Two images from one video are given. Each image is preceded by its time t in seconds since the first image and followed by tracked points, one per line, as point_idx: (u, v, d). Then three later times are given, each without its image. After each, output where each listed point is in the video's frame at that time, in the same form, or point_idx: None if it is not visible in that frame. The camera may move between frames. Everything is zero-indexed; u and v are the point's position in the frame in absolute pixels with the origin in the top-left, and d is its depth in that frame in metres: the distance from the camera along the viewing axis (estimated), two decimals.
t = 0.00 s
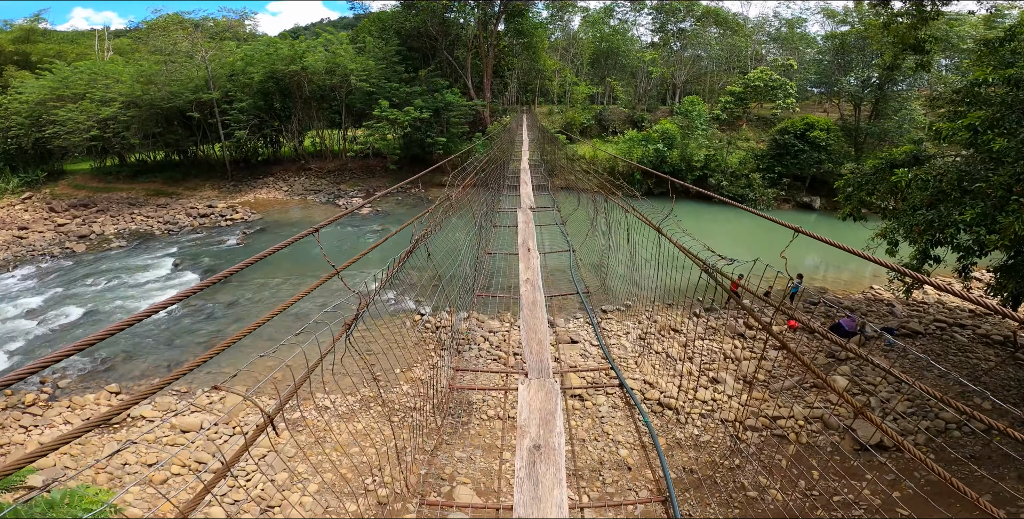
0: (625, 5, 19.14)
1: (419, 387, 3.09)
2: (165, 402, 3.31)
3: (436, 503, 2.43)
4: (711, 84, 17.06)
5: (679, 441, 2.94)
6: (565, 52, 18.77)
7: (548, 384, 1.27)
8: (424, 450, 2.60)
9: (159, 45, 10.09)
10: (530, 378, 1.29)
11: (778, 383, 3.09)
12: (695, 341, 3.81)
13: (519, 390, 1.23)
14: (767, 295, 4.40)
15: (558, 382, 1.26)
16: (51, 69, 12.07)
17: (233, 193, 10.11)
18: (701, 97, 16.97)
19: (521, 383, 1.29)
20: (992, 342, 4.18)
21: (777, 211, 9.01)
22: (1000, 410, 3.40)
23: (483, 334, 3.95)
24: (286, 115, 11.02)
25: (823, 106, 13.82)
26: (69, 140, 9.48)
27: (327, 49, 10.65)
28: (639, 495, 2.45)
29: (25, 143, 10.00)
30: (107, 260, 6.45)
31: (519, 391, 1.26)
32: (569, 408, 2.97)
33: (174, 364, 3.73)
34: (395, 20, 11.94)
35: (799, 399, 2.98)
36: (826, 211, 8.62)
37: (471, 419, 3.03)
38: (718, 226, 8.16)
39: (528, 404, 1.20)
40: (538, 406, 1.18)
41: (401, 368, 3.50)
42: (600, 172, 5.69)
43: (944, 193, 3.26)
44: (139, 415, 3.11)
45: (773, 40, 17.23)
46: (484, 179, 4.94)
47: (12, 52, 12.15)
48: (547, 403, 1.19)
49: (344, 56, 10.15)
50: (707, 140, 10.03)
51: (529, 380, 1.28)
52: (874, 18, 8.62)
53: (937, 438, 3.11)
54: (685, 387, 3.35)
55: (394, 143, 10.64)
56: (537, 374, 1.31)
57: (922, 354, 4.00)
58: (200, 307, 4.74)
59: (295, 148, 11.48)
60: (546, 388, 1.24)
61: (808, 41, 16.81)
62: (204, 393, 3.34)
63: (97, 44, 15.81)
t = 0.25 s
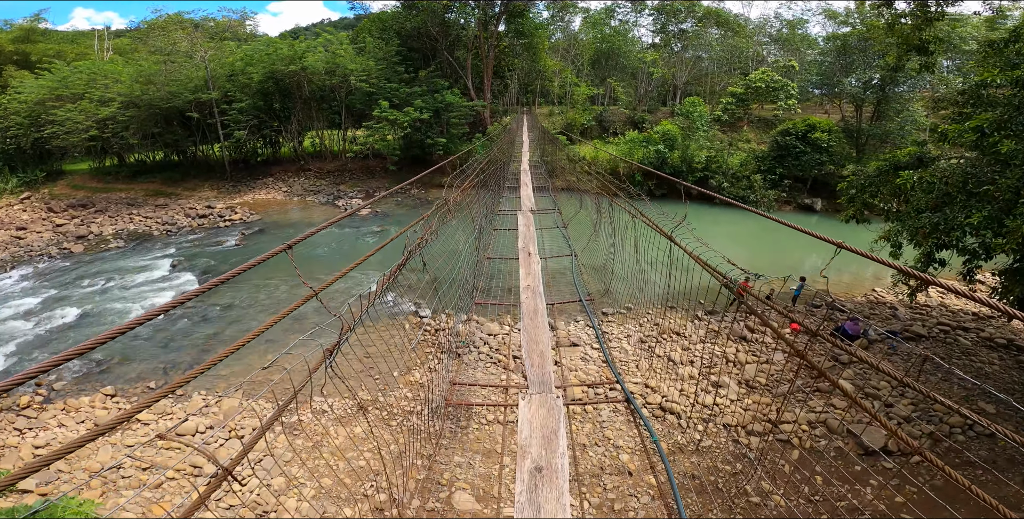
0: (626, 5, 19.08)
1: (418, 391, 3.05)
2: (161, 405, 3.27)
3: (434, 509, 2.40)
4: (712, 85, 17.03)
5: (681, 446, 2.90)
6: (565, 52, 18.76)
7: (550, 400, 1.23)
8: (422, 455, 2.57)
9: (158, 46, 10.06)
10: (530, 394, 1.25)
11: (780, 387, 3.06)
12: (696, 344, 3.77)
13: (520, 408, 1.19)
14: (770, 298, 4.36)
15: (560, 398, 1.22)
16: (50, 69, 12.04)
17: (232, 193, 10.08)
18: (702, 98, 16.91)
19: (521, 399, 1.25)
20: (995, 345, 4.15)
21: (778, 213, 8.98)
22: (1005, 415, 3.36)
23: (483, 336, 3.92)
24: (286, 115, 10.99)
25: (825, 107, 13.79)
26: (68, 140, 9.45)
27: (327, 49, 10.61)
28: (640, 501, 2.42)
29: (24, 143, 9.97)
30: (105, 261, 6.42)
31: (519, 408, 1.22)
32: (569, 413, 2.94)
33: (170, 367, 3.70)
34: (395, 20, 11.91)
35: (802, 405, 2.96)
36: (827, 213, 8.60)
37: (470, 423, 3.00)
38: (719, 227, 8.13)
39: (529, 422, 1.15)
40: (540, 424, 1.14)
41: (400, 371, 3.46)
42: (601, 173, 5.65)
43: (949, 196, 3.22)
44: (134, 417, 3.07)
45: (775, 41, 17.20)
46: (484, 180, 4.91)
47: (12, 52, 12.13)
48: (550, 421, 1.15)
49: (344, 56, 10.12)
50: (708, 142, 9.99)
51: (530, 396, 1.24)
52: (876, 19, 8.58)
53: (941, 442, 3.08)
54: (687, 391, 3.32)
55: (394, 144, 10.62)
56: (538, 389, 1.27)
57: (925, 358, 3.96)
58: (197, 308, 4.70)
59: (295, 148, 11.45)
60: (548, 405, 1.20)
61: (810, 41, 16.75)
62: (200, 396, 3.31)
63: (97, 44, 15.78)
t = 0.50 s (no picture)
0: (627, 5, 19.01)
1: (416, 392, 3.02)
2: (155, 406, 3.24)
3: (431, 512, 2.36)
4: (713, 85, 16.99)
5: (681, 449, 2.87)
6: (566, 51, 18.72)
7: (550, 416, 1.16)
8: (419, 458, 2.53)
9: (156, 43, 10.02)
10: (529, 408, 1.18)
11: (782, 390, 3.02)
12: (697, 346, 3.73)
13: (518, 423, 1.12)
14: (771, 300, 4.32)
15: (560, 414, 1.15)
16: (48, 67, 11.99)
17: (230, 192, 10.04)
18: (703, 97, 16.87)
19: (520, 414, 1.18)
20: (999, 348, 4.11)
21: (779, 213, 8.94)
22: (1009, 418, 3.33)
23: (482, 337, 3.88)
24: (285, 113, 10.95)
25: (826, 107, 13.75)
26: (65, 138, 9.40)
27: (326, 47, 10.55)
28: (640, 505, 2.39)
29: (22, 141, 9.92)
30: (101, 260, 6.37)
31: (517, 423, 1.14)
32: (568, 416, 2.91)
33: (166, 367, 3.66)
34: (395, 18, 11.86)
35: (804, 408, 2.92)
36: (828, 213, 8.57)
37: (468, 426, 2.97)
38: (719, 227, 8.09)
39: (527, 439, 1.09)
40: (538, 442, 1.07)
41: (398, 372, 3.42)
42: (601, 172, 5.61)
43: (955, 197, 3.18)
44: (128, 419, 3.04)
45: (776, 41, 17.16)
46: (483, 179, 4.87)
47: (10, 49, 12.09)
48: (549, 439, 1.08)
49: (343, 55, 10.07)
50: (709, 141, 9.95)
51: (528, 410, 1.17)
52: (879, 19, 8.52)
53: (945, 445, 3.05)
54: (687, 394, 3.28)
55: (393, 143, 10.57)
56: (537, 404, 1.20)
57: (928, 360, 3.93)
58: (193, 308, 4.65)
59: (293, 147, 11.40)
60: (548, 421, 1.13)
61: (811, 42, 16.69)
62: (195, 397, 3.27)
63: (96, 42, 15.73)
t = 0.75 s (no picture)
0: (628, 5, 19.02)
1: (413, 396, 2.98)
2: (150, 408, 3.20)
3: None
4: (714, 86, 16.98)
5: (683, 455, 2.83)
6: (567, 51, 18.72)
7: (551, 441, 1.09)
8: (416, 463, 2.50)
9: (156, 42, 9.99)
10: (529, 432, 1.11)
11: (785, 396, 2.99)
12: (698, 349, 3.70)
13: (517, 450, 1.05)
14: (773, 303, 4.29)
15: (563, 441, 1.08)
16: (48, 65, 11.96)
17: (230, 191, 10.01)
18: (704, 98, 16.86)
19: (519, 438, 1.11)
20: (1002, 352, 4.07)
21: (780, 215, 8.91)
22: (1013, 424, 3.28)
23: (481, 340, 3.85)
24: (285, 112, 10.91)
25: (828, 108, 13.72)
26: (64, 137, 9.36)
27: (326, 46, 10.52)
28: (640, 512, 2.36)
29: (20, 140, 9.89)
30: (99, 259, 6.32)
31: (516, 449, 1.07)
32: (568, 420, 2.87)
33: (162, 368, 3.63)
34: (396, 18, 11.84)
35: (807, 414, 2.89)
36: (829, 216, 8.54)
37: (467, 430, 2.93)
38: (721, 229, 8.04)
39: (527, 468, 1.02)
40: (539, 471, 1.00)
41: (396, 375, 3.39)
42: (602, 173, 5.57)
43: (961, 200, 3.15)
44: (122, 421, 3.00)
45: (778, 42, 17.16)
46: (483, 180, 4.83)
47: (10, 48, 12.06)
48: (552, 468, 1.01)
49: (343, 54, 10.04)
50: (710, 142, 9.92)
51: (529, 435, 1.10)
52: (882, 20, 8.49)
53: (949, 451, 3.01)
54: (688, 399, 3.24)
55: (394, 143, 10.55)
56: (538, 427, 1.13)
57: (931, 364, 3.89)
58: (190, 309, 4.61)
59: (293, 147, 11.38)
60: (549, 447, 1.06)
61: (813, 43, 16.69)
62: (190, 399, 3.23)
63: (96, 41, 15.71)
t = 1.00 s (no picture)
0: (631, 6, 18.99)
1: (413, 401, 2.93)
2: (146, 411, 3.16)
3: None
4: (716, 87, 16.94)
5: (686, 463, 2.78)
6: (569, 52, 18.70)
7: (555, 468, 0.99)
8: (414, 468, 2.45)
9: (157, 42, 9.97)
10: (532, 458, 1.01)
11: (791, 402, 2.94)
12: (702, 354, 3.65)
13: (518, 478, 0.95)
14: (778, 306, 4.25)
15: (568, 469, 0.98)
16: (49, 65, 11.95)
17: (230, 191, 9.98)
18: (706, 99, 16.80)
19: (521, 464, 1.01)
20: (1010, 357, 4.00)
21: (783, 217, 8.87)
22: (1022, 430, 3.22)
23: (482, 344, 3.80)
24: (286, 112, 10.88)
25: (832, 110, 13.67)
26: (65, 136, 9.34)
27: (327, 46, 10.50)
28: None
29: (21, 139, 9.87)
30: (97, 260, 6.28)
31: (517, 478, 0.97)
32: (571, 427, 2.83)
33: (158, 371, 3.59)
34: (398, 18, 11.82)
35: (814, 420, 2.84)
36: (832, 218, 8.49)
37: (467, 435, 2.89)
38: (723, 231, 7.99)
39: (529, 499, 0.91)
40: (542, 502, 0.90)
41: (394, 379, 3.34)
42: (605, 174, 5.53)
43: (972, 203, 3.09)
44: (117, 423, 2.96)
45: (781, 43, 17.13)
46: (484, 180, 4.79)
47: (12, 47, 12.06)
48: (555, 498, 0.91)
49: (345, 54, 10.02)
50: (713, 143, 9.87)
51: (531, 462, 1.00)
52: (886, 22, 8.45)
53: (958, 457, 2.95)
54: (692, 404, 3.19)
55: (395, 143, 10.52)
56: (541, 452, 1.03)
57: (938, 370, 3.83)
58: (188, 310, 4.57)
59: (294, 147, 11.35)
60: (553, 475, 0.96)
61: (816, 44, 16.65)
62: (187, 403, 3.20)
63: (98, 41, 15.71)
